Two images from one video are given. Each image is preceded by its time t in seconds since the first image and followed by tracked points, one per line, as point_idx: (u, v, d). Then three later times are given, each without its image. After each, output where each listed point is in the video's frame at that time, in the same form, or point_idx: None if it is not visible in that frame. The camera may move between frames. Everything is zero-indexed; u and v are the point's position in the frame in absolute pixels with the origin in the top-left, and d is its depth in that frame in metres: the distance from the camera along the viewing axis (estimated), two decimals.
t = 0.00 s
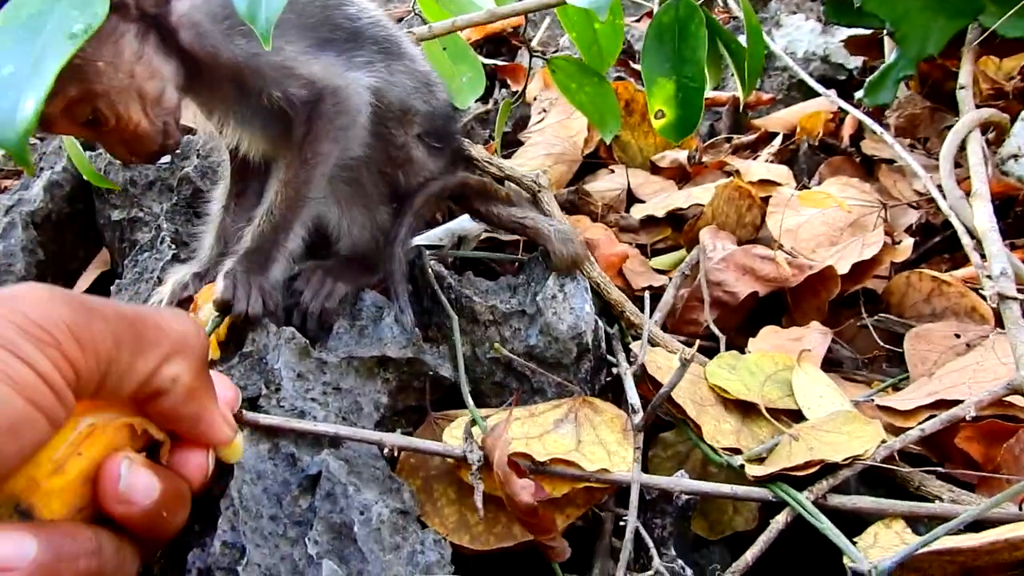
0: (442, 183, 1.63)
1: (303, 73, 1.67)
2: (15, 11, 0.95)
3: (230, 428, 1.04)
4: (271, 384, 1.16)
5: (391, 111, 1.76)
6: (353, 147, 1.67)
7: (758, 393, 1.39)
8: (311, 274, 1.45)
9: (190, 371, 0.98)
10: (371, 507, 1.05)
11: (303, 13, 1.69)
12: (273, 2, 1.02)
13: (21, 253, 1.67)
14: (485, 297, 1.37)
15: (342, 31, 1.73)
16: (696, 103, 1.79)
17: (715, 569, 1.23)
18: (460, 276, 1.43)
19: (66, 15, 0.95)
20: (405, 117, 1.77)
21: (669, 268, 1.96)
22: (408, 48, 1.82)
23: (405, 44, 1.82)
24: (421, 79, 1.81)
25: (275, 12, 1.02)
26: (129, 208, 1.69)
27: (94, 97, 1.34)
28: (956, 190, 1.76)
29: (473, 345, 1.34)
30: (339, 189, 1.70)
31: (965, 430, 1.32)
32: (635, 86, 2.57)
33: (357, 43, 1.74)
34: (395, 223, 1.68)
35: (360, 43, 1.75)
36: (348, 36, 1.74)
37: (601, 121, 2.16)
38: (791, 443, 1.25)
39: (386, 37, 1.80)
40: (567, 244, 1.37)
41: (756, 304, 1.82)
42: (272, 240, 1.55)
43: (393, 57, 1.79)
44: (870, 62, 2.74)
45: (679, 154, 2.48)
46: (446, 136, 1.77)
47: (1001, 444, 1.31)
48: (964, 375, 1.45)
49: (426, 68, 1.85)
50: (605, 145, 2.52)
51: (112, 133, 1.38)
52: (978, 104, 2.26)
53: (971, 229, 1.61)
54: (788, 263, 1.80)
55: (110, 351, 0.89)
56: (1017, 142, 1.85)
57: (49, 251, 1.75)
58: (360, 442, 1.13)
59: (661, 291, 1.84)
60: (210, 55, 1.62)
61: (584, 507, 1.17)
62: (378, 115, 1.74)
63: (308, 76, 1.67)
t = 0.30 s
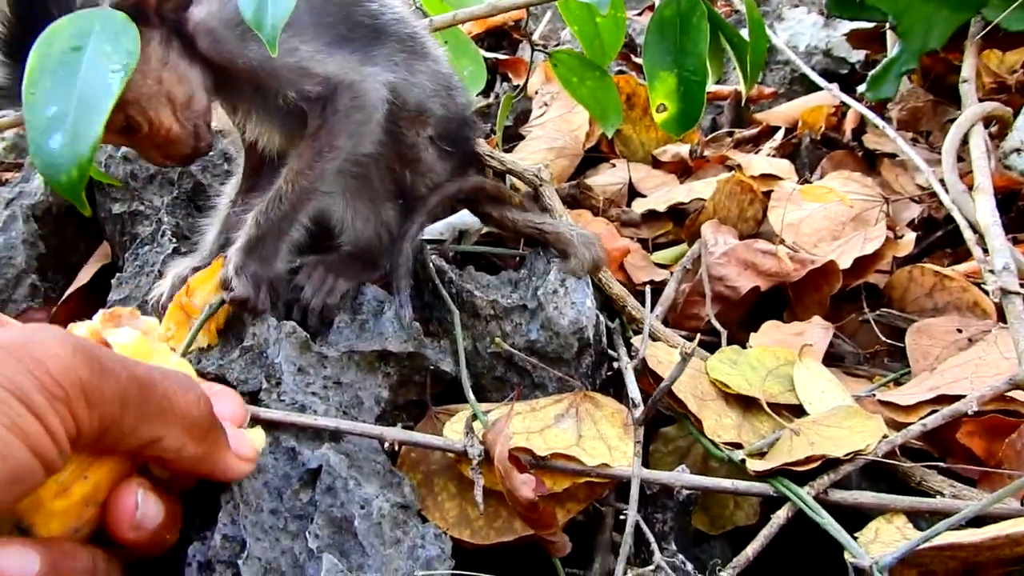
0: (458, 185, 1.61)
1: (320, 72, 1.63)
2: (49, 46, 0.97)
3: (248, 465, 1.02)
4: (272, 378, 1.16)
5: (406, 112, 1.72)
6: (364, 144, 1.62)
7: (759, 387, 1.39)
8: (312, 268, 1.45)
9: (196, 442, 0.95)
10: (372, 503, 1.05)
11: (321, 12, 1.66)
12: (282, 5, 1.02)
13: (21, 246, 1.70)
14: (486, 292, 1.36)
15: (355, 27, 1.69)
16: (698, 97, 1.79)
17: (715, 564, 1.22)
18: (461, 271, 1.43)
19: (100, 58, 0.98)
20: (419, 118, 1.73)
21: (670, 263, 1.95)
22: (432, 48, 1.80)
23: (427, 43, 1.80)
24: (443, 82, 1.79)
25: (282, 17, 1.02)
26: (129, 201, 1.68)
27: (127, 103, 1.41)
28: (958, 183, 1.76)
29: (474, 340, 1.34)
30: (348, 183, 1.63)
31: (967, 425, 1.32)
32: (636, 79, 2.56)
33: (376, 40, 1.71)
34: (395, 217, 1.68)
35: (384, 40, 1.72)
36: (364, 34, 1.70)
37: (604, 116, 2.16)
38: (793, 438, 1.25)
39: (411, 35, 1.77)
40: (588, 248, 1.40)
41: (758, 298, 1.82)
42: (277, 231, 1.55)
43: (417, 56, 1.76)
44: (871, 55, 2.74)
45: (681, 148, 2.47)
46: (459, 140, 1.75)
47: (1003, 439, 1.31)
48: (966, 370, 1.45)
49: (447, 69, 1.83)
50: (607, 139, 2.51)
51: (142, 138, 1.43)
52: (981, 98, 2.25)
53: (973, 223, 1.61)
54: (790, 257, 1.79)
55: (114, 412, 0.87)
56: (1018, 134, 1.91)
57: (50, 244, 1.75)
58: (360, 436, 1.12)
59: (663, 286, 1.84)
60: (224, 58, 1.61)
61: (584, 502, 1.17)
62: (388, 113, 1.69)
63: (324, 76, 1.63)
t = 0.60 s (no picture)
0: (467, 186, 1.62)
1: (306, 70, 1.59)
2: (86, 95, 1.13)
3: (240, 526, 0.96)
4: (274, 376, 1.16)
5: (423, 111, 1.72)
6: (360, 137, 1.60)
7: (761, 385, 1.39)
8: (314, 266, 1.45)
9: (153, 545, 0.91)
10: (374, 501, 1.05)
11: (324, 11, 1.62)
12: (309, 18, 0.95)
13: (24, 244, 1.70)
14: (488, 290, 1.36)
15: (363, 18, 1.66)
16: (700, 94, 1.79)
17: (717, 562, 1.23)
18: (463, 269, 1.43)
19: (135, 104, 1.13)
20: (437, 117, 1.73)
21: (671, 260, 1.95)
22: (450, 43, 1.77)
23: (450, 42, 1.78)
24: (461, 78, 1.77)
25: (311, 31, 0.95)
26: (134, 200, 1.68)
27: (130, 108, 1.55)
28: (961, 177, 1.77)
29: (475, 338, 1.34)
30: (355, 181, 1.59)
31: (968, 422, 1.32)
32: (638, 76, 2.55)
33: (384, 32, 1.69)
34: (397, 216, 1.68)
35: (396, 33, 1.70)
36: (370, 29, 1.67)
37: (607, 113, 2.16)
38: (794, 436, 1.25)
39: (428, 30, 1.75)
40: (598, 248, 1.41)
41: (759, 296, 1.82)
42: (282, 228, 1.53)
43: (435, 50, 1.74)
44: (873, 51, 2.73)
45: (682, 145, 2.47)
46: (472, 139, 1.76)
47: (1005, 436, 1.31)
48: (968, 367, 1.45)
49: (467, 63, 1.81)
50: (609, 136, 2.51)
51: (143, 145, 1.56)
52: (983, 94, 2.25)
53: (976, 219, 1.61)
54: (792, 255, 1.79)
55: (54, 532, 0.86)
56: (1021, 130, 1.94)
57: (53, 242, 1.76)
58: (362, 435, 1.13)
59: (665, 283, 1.84)
60: (224, 61, 1.60)
61: (586, 500, 1.18)
62: (391, 111, 1.69)
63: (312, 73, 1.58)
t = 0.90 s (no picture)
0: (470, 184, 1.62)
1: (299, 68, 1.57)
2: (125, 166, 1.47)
3: (211, 551, 0.93)
4: (280, 377, 1.16)
5: (426, 108, 1.71)
6: (357, 139, 1.58)
7: (764, 383, 1.39)
8: (318, 266, 1.45)
9: (119, 564, 0.87)
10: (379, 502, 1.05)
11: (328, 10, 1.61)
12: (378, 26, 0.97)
13: (29, 243, 1.71)
14: (492, 289, 1.36)
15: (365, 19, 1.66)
16: (703, 90, 1.78)
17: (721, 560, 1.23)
18: (466, 268, 1.43)
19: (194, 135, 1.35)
20: (446, 116, 1.74)
21: (674, 256, 1.95)
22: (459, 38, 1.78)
23: (462, 39, 1.79)
24: (468, 75, 1.76)
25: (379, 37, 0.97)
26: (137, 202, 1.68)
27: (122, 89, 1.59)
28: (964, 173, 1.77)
29: (479, 337, 1.35)
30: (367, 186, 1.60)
31: (972, 418, 1.31)
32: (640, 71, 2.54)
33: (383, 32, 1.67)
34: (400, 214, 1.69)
35: (397, 32, 1.69)
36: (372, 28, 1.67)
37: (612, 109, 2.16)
38: (798, 433, 1.26)
39: (436, 30, 1.75)
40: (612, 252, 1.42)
41: (762, 291, 1.82)
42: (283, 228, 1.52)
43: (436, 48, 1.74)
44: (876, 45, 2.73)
45: (684, 140, 2.49)
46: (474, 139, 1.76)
47: (1009, 432, 1.31)
48: (972, 363, 1.45)
49: (478, 59, 1.81)
50: (611, 132, 2.51)
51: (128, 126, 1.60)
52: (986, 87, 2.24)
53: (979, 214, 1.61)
54: (794, 251, 1.79)
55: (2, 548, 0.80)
56: None
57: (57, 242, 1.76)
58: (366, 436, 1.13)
59: (668, 280, 1.84)
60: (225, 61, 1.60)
61: (590, 499, 1.18)
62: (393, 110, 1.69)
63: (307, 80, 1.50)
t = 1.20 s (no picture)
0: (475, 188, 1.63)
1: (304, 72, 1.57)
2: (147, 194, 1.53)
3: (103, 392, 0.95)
4: (291, 383, 1.17)
5: (428, 112, 1.71)
6: (384, 163, 1.60)
7: (769, 385, 1.40)
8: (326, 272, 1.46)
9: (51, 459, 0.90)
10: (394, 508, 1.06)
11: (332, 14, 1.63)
12: (363, 45, 0.92)
13: (35, 249, 1.70)
14: (500, 294, 1.37)
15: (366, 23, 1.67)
16: (705, 92, 1.79)
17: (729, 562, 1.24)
18: (474, 272, 1.44)
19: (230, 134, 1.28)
20: (448, 118, 1.74)
21: (676, 258, 1.97)
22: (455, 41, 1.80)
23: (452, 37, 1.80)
24: (460, 67, 1.78)
25: (365, 64, 0.93)
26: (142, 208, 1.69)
27: (152, 122, 1.46)
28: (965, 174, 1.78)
29: (487, 341, 1.36)
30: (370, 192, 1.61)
31: (976, 419, 1.33)
32: (639, 72, 2.56)
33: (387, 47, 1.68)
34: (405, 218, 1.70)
35: (397, 35, 1.70)
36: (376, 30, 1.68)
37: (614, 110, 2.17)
38: (804, 435, 1.27)
39: (421, 34, 1.75)
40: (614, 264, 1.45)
41: (765, 293, 1.83)
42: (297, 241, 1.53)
43: (431, 52, 1.74)
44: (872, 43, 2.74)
45: (685, 141, 2.51)
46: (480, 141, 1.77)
47: (1012, 432, 1.32)
48: (974, 363, 1.46)
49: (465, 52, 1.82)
50: (611, 133, 2.52)
51: (152, 160, 1.48)
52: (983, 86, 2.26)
53: (981, 216, 1.62)
54: (796, 253, 1.81)
55: None
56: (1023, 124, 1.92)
57: (63, 247, 1.76)
58: (378, 441, 1.13)
59: (671, 282, 1.86)
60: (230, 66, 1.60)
61: (600, 503, 1.19)
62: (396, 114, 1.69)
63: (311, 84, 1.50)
